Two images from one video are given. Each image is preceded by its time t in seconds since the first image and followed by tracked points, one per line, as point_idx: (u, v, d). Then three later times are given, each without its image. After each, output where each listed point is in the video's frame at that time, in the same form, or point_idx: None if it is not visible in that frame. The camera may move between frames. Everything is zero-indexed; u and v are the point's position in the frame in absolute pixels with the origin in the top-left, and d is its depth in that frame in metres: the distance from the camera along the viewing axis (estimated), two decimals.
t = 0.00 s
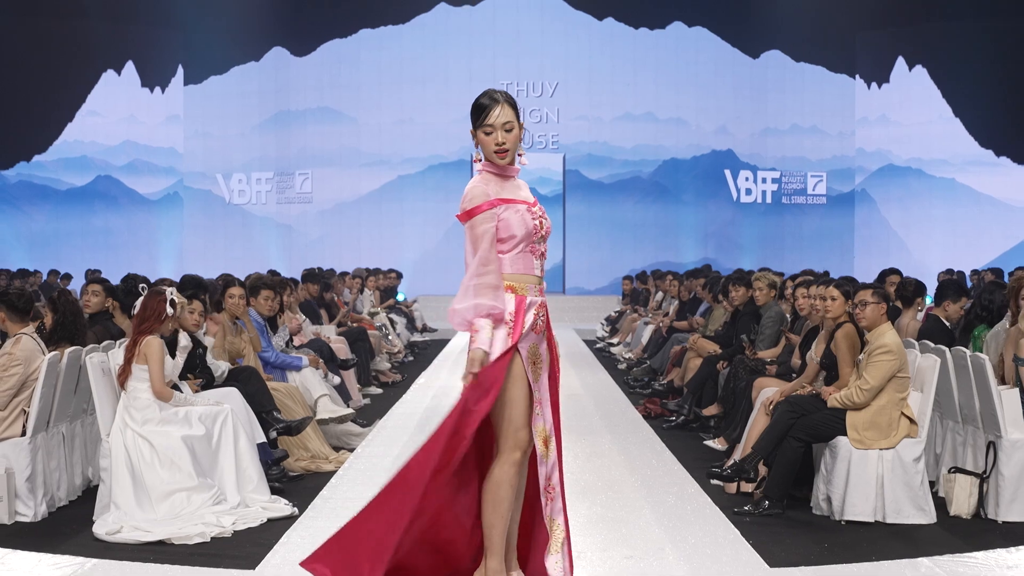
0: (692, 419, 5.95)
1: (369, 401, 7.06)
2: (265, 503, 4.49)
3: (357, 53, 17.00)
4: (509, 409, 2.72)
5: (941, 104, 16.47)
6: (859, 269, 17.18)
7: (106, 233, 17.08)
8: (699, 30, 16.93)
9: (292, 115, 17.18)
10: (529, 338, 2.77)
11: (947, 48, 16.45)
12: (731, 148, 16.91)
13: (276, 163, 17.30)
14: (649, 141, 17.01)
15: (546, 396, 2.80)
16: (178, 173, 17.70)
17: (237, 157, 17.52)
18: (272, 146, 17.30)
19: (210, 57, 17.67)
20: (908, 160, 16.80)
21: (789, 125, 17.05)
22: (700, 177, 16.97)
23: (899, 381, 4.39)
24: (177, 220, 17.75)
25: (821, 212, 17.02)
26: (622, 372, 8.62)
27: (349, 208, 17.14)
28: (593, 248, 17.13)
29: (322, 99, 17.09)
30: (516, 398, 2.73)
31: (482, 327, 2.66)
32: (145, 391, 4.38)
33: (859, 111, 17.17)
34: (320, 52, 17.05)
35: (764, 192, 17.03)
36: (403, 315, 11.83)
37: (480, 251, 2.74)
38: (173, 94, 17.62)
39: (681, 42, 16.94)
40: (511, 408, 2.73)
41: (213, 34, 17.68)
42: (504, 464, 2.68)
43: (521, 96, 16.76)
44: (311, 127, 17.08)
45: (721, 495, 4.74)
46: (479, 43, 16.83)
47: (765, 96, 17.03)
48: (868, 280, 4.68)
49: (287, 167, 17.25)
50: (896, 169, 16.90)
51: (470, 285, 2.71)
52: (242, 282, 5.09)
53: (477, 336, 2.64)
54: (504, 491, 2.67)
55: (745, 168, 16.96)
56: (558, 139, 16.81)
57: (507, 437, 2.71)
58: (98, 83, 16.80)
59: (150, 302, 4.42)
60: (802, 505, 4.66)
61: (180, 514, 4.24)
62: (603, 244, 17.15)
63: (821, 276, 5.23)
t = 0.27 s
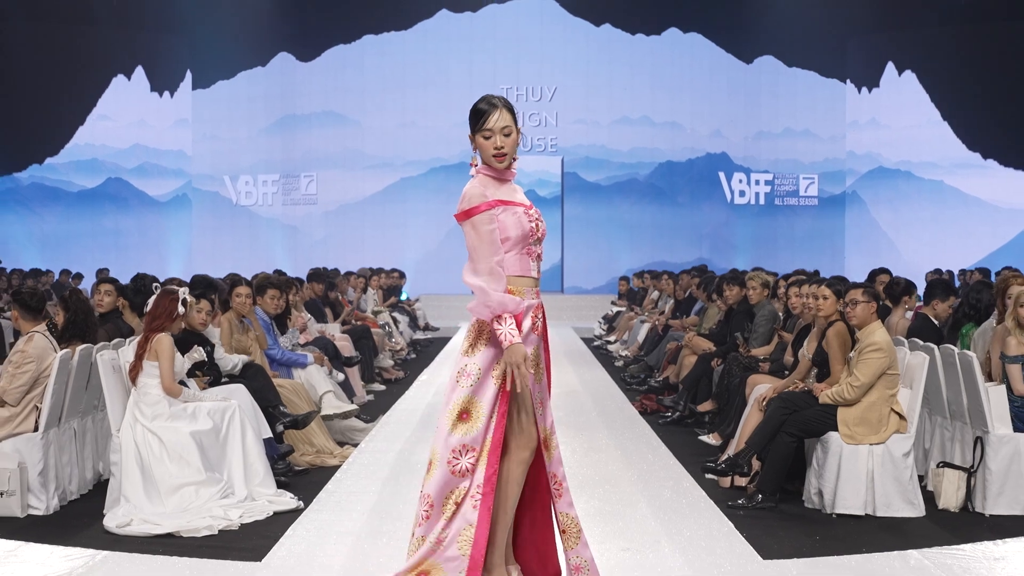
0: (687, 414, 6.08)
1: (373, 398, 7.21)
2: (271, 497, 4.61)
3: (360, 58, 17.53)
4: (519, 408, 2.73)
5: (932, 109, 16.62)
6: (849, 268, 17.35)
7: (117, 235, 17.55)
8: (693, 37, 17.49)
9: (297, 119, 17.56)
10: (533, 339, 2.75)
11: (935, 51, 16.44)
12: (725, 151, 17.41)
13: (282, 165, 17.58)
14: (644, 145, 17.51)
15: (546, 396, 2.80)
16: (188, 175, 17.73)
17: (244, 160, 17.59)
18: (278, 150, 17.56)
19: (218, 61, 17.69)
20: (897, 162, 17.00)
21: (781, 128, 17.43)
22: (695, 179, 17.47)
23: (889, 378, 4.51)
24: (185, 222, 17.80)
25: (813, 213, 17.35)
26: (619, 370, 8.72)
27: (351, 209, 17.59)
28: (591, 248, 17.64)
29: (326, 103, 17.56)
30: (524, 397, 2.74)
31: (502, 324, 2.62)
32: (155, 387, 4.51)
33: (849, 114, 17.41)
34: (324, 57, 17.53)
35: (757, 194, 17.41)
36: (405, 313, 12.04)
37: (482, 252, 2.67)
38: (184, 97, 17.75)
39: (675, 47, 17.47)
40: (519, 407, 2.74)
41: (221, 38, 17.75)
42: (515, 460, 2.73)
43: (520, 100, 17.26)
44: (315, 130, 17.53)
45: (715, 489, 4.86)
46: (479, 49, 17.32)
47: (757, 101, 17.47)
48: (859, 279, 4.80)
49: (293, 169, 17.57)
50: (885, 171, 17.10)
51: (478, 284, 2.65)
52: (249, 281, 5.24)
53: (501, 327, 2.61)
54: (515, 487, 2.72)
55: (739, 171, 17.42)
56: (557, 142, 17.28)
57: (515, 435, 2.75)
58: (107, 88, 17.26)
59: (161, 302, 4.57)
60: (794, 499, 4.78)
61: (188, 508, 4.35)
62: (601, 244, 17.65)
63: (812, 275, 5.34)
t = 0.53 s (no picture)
0: (682, 410, 6.18)
1: (377, 394, 7.36)
2: (278, 490, 4.75)
3: (363, 65, 17.88)
4: (529, 409, 2.78)
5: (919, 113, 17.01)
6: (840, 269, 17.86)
7: (127, 235, 18.13)
8: (688, 43, 17.73)
9: (303, 122, 18.02)
10: (532, 340, 2.83)
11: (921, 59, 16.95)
12: (719, 154, 17.68)
13: (288, 167, 18.07)
14: (642, 147, 17.72)
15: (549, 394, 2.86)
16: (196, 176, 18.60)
17: (251, 162, 18.25)
18: (284, 152, 18.08)
19: (228, 65, 18.33)
20: (886, 164, 17.49)
21: (774, 131, 17.75)
22: (690, 180, 17.69)
23: (879, 374, 4.63)
24: (194, 222, 18.54)
25: (805, 215, 17.77)
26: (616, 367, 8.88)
27: (355, 211, 17.93)
28: (590, 248, 17.87)
29: (330, 108, 17.95)
30: (534, 392, 2.79)
31: (487, 330, 2.78)
32: (164, 383, 4.64)
33: (841, 117, 17.89)
34: (328, 63, 17.94)
35: (750, 195, 17.75)
36: (408, 311, 12.21)
37: (473, 259, 2.81)
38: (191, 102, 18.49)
39: (674, 53, 17.70)
40: (531, 403, 2.78)
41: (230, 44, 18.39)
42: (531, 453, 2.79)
43: (519, 104, 17.55)
44: (319, 133, 17.94)
45: (710, 482, 4.99)
46: (479, 53, 17.63)
47: (750, 104, 17.73)
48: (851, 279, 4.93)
49: (298, 171, 18.02)
50: (875, 173, 17.59)
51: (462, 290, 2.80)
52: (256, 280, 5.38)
53: (485, 335, 2.77)
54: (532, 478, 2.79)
55: (732, 172, 17.71)
56: (555, 145, 17.59)
57: (531, 429, 2.79)
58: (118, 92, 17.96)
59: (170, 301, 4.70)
60: (787, 492, 4.91)
61: (198, 501, 4.49)
62: (600, 246, 17.87)
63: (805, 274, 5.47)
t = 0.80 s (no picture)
0: (677, 406, 6.32)
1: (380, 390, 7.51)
2: (284, 484, 4.89)
3: (366, 70, 18.15)
4: (528, 404, 2.90)
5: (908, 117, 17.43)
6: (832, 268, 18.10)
7: (138, 235, 18.41)
8: (683, 49, 17.95)
9: (309, 126, 18.33)
10: (529, 339, 2.95)
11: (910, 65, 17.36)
12: (713, 157, 17.86)
13: (294, 170, 18.39)
14: (639, 150, 18.00)
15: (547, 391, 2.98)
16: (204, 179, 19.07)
17: (258, 165, 18.62)
18: (290, 154, 18.40)
19: (235, 70, 18.75)
20: (876, 167, 17.82)
21: (767, 135, 17.98)
22: (686, 183, 17.91)
23: (869, 371, 4.76)
24: (201, 223, 19.10)
25: (796, 215, 17.92)
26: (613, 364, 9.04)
27: (358, 212, 18.22)
28: (588, 249, 18.18)
29: (335, 112, 18.24)
30: (530, 390, 2.91)
31: (472, 321, 2.88)
32: (174, 379, 4.77)
33: (831, 121, 18.14)
34: (333, 67, 18.19)
35: (745, 197, 17.93)
36: (411, 309, 12.36)
37: (462, 255, 2.95)
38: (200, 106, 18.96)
39: (671, 59, 17.92)
40: (527, 401, 2.90)
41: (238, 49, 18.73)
42: (531, 450, 2.91)
43: (520, 109, 17.83)
44: (324, 136, 18.23)
45: (705, 476, 5.12)
46: (479, 58, 17.93)
47: (743, 108, 18.02)
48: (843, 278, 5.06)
49: (304, 174, 18.34)
50: (865, 176, 17.93)
51: (447, 282, 2.94)
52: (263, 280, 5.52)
53: (473, 324, 2.89)
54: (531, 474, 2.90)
55: (727, 175, 17.92)
56: (554, 148, 17.86)
57: (529, 426, 2.91)
58: (129, 97, 18.19)
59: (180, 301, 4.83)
60: (779, 486, 5.04)
61: (206, 493, 4.62)
62: (598, 247, 18.18)
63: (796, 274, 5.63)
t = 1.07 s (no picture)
0: (673, 402, 6.48)
1: (384, 386, 7.69)
2: (290, 477, 5.03)
3: (371, 75, 18.57)
4: (530, 401, 3.04)
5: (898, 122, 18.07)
6: (823, 267, 18.68)
7: (148, 237, 19.16)
8: (678, 55, 18.54)
9: (314, 130, 18.71)
10: (532, 335, 3.09)
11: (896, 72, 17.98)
12: (708, 159, 18.47)
13: (300, 173, 18.80)
14: (635, 153, 18.52)
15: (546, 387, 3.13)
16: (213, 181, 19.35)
17: (264, 168, 18.99)
18: (296, 158, 18.81)
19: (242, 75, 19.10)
20: (866, 169, 18.38)
21: (760, 139, 18.57)
22: (680, 185, 18.55)
23: (859, 368, 4.90)
24: (211, 224, 19.40)
25: (789, 216, 18.51)
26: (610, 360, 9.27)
27: (364, 214, 18.64)
28: (586, 248, 18.70)
29: (340, 116, 18.63)
30: (532, 387, 3.05)
31: (477, 314, 3.00)
32: (182, 375, 4.91)
33: (823, 126, 18.67)
34: (339, 73, 18.59)
35: (737, 199, 18.54)
36: (413, 307, 12.55)
37: (465, 252, 3.07)
38: (209, 109, 19.25)
39: (664, 65, 18.52)
40: (530, 398, 3.04)
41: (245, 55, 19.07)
42: (533, 445, 3.04)
43: (519, 113, 18.22)
44: (329, 141, 18.62)
45: (699, 470, 5.27)
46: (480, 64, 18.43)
47: (737, 113, 18.61)
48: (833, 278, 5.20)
49: (310, 176, 18.73)
50: (855, 178, 18.41)
51: (451, 277, 3.08)
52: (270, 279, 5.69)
53: (479, 316, 3.01)
54: (533, 469, 3.04)
55: (720, 177, 18.51)
56: (553, 151, 18.18)
57: (531, 422, 3.05)
58: (140, 102, 18.94)
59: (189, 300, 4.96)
60: (771, 479, 5.18)
61: (215, 487, 4.76)
62: (595, 247, 18.73)
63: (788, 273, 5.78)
